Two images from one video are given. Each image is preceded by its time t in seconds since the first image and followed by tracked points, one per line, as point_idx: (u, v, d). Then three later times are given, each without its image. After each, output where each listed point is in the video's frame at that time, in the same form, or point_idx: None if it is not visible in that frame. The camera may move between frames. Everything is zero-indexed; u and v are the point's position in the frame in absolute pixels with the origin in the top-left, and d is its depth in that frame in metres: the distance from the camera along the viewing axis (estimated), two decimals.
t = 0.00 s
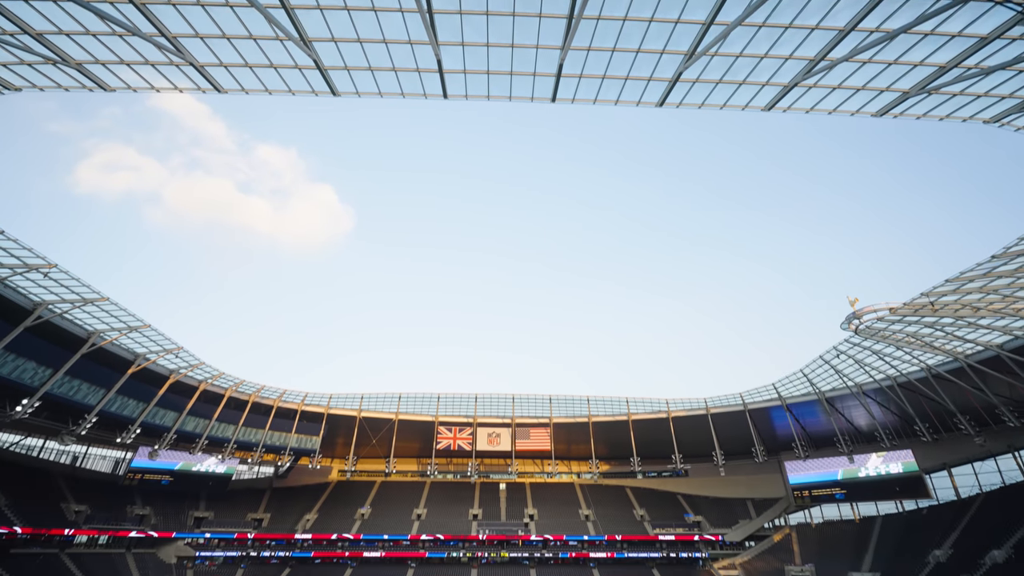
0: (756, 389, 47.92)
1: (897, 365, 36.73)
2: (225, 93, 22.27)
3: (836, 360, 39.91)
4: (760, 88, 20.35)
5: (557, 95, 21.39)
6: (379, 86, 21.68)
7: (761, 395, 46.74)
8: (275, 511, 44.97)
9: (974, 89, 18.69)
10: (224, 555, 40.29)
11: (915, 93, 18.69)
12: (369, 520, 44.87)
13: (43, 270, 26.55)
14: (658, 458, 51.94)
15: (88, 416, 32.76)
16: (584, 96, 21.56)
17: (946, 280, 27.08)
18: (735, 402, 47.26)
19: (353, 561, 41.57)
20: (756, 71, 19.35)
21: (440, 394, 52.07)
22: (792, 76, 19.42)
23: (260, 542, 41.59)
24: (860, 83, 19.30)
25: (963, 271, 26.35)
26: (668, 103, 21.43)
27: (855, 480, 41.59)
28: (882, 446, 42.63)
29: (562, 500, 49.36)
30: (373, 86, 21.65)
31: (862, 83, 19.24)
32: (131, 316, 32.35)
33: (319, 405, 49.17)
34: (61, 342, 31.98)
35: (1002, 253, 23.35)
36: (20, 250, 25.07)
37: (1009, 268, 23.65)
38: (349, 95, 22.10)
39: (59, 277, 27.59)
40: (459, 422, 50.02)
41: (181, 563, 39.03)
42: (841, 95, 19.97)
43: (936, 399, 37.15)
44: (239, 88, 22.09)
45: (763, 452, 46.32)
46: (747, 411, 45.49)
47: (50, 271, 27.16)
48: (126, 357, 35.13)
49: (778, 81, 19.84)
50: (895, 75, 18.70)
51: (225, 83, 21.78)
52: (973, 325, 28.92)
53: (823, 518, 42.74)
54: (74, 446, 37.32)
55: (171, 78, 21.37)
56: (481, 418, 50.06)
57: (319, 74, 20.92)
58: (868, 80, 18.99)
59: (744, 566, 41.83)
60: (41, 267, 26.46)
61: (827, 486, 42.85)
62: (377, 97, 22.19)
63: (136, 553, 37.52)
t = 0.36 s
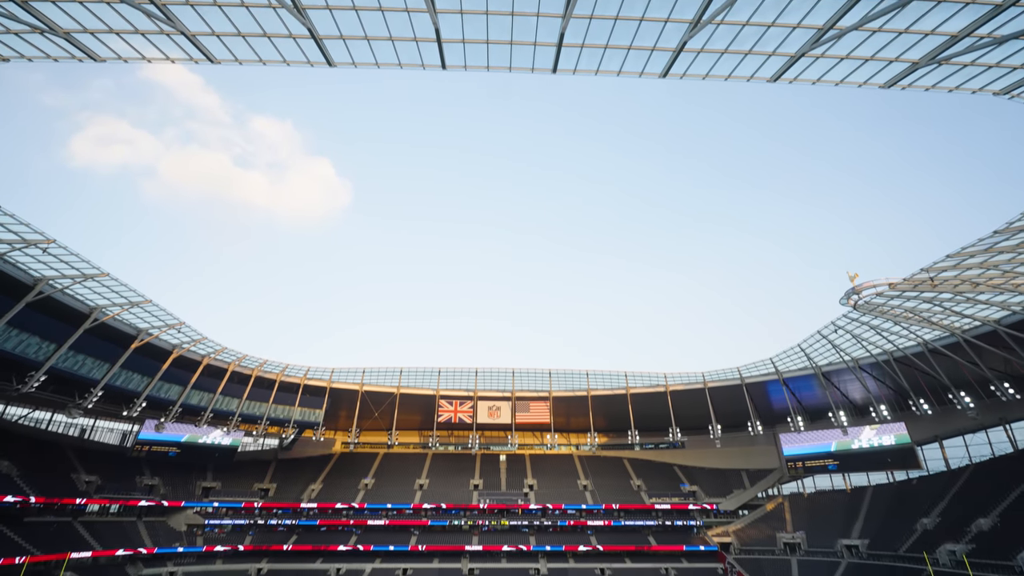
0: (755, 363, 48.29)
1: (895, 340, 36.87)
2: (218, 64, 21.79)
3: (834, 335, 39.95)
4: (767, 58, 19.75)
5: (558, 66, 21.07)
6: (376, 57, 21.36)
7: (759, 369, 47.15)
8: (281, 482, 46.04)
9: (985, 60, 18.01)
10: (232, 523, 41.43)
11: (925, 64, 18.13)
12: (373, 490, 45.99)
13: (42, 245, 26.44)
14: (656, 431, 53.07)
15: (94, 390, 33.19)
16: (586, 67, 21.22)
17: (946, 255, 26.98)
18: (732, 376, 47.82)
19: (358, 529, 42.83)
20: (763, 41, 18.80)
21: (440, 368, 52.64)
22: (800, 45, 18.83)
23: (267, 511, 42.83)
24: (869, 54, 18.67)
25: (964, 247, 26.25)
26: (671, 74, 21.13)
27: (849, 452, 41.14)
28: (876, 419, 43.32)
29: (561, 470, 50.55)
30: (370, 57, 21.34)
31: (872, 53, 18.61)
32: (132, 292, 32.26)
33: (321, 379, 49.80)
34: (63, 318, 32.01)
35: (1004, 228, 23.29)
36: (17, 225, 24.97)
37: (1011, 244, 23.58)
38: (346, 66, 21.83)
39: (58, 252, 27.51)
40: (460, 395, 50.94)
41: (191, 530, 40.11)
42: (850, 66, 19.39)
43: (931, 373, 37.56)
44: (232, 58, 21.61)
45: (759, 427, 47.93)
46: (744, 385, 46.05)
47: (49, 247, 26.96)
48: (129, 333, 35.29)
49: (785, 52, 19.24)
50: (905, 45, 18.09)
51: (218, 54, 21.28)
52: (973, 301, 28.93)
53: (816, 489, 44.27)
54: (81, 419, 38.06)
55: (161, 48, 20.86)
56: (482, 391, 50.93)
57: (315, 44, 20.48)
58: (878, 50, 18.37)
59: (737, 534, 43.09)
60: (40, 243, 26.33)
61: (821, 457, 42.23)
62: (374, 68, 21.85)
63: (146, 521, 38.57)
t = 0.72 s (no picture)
0: (754, 336, 48.33)
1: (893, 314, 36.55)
2: (210, 30, 18.03)
3: (832, 309, 39.12)
4: (774, 26, 16.90)
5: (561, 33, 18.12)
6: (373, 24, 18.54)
7: (757, 342, 47.06)
8: (286, 451, 46.99)
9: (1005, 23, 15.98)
10: (239, 491, 42.45)
11: (937, 32, 15.42)
12: (376, 459, 46.90)
13: (40, 220, 25.68)
14: (654, 402, 53.85)
15: (98, 363, 33.60)
16: (588, 33, 18.27)
17: (948, 229, 26.52)
18: (731, 349, 48.16)
19: (362, 497, 44.01)
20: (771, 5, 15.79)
21: (441, 341, 52.96)
22: (810, 11, 15.96)
23: (273, 479, 43.84)
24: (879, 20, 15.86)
25: (966, 221, 25.83)
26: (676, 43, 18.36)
27: (843, 423, 42.19)
28: (871, 391, 43.71)
29: (560, 440, 51.57)
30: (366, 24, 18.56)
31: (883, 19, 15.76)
32: (131, 266, 31.54)
33: (323, 352, 50.32)
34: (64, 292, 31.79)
35: (1008, 202, 22.93)
36: (9, 197, 24.04)
37: (1015, 217, 23.20)
38: (342, 34, 18.81)
39: (54, 226, 26.66)
40: (460, 367, 51.61)
41: (200, 498, 41.50)
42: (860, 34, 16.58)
43: (927, 346, 37.47)
44: (225, 25, 17.83)
45: (756, 398, 48.69)
46: (741, 358, 46.57)
47: (46, 220, 26.20)
48: (131, 306, 35.10)
49: (793, 18, 16.32)
50: (918, 8, 15.23)
51: (208, 19, 17.65)
52: (972, 275, 28.63)
53: (809, 458, 45.12)
54: (87, 390, 39.11)
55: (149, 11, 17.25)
56: (482, 363, 51.73)
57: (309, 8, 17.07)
58: (890, 15, 15.45)
59: (731, 501, 44.42)
60: (37, 217, 25.52)
61: (815, 428, 43.63)
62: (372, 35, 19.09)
63: (157, 488, 39.93)
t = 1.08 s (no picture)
0: (752, 308, 48.08)
1: (892, 287, 36.30)
2: None
3: (832, 283, 38.75)
4: None
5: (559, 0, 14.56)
6: None
7: (756, 315, 46.91)
8: (290, 421, 47.87)
9: None
10: (246, 460, 43.55)
11: None
12: (378, 429, 47.74)
13: (35, 191, 25.42)
14: (652, 374, 54.26)
15: (101, 336, 33.84)
16: None
17: (952, 202, 26.10)
18: (729, 322, 48.40)
19: (365, 466, 45.06)
20: None
21: (441, 315, 53.13)
22: None
23: (278, 448, 44.69)
24: None
25: (970, 193, 25.40)
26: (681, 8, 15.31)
27: (838, 394, 42.82)
28: (867, 363, 43.96)
29: (559, 411, 52.57)
30: None
31: None
32: (130, 239, 31.27)
33: (324, 325, 50.56)
34: (63, 265, 31.66)
35: (1014, 173, 22.54)
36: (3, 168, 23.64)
37: (1020, 190, 22.80)
38: None
39: (49, 198, 26.35)
40: (460, 340, 52.03)
41: (208, 466, 42.49)
42: None
43: (925, 319, 37.44)
44: None
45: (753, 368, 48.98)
46: (740, 330, 47.02)
47: (42, 193, 25.87)
48: (131, 280, 35.03)
49: None
50: None
51: None
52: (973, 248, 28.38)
53: (804, 428, 46.01)
54: (92, 362, 39.30)
55: None
56: (482, 336, 52.26)
57: None
58: None
59: (726, 469, 45.35)
60: (33, 189, 25.21)
61: (810, 399, 44.10)
62: None
63: (165, 458, 41.02)
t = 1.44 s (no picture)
0: (752, 282, 48.00)
1: (892, 262, 36.17)
2: None
3: (833, 257, 38.57)
4: None
5: None
6: None
7: (755, 290, 46.92)
8: (293, 394, 48.53)
9: None
10: (251, 431, 44.38)
11: None
12: (381, 402, 48.44)
13: (29, 164, 25.08)
14: (650, 348, 54.73)
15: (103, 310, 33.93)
16: None
17: (956, 175, 25.69)
18: (729, 296, 48.52)
19: (368, 437, 45.93)
20: None
21: (441, 289, 53.16)
22: None
23: (282, 420, 45.40)
24: None
25: (976, 166, 24.97)
26: None
27: (834, 367, 43.69)
28: (864, 337, 44.24)
29: (559, 383, 53.30)
30: None
31: None
32: (127, 212, 30.98)
33: (325, 299, 50.69)
34: (61, 239, 31.49)
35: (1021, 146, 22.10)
36: None
37: None
38: None
39: (42, 170, 25.97)
40: (461, 314, 52.24)
41: (213, 438, 43.51)
42: None
43: (924, 293, 37.47)
44: None
45: (749, 344, 50.06)
46: (739, 304, 47.32)
47: (36, 165, 25.54)
48: (130, 255, 34.89)
49: None
50: None
51: None
52: (975, 223, 28.13)
53: (799, 401, 47.17)
54: (96, 335, 39.85)
55: None
56: (482, 310, 52.48)
57: None
58: None
59: (722, 440, 46.21)
60: (27, 162, 24.86)
61: (806, 372, 44.81)
62: None
63: (172, 429, 41.82)
